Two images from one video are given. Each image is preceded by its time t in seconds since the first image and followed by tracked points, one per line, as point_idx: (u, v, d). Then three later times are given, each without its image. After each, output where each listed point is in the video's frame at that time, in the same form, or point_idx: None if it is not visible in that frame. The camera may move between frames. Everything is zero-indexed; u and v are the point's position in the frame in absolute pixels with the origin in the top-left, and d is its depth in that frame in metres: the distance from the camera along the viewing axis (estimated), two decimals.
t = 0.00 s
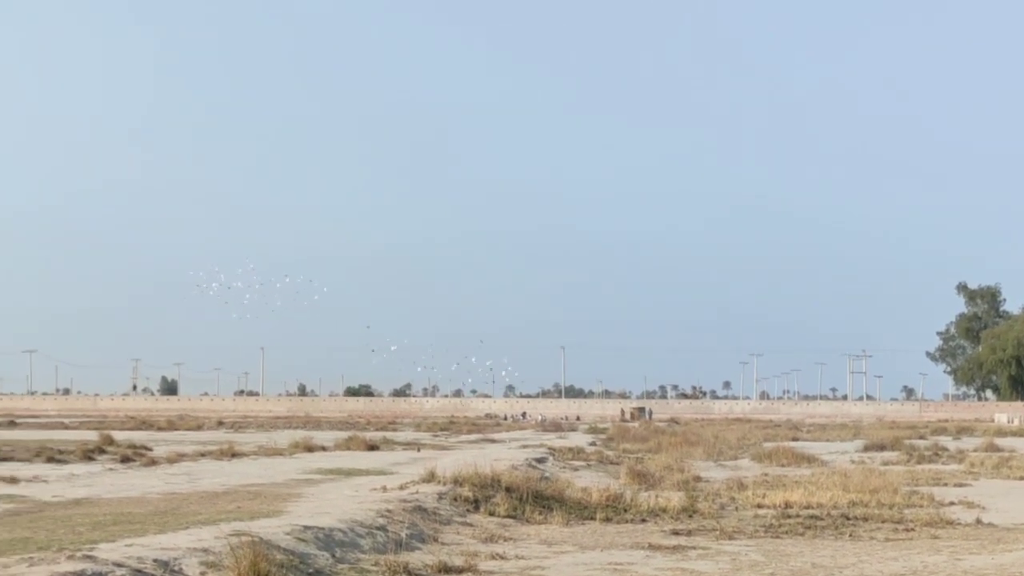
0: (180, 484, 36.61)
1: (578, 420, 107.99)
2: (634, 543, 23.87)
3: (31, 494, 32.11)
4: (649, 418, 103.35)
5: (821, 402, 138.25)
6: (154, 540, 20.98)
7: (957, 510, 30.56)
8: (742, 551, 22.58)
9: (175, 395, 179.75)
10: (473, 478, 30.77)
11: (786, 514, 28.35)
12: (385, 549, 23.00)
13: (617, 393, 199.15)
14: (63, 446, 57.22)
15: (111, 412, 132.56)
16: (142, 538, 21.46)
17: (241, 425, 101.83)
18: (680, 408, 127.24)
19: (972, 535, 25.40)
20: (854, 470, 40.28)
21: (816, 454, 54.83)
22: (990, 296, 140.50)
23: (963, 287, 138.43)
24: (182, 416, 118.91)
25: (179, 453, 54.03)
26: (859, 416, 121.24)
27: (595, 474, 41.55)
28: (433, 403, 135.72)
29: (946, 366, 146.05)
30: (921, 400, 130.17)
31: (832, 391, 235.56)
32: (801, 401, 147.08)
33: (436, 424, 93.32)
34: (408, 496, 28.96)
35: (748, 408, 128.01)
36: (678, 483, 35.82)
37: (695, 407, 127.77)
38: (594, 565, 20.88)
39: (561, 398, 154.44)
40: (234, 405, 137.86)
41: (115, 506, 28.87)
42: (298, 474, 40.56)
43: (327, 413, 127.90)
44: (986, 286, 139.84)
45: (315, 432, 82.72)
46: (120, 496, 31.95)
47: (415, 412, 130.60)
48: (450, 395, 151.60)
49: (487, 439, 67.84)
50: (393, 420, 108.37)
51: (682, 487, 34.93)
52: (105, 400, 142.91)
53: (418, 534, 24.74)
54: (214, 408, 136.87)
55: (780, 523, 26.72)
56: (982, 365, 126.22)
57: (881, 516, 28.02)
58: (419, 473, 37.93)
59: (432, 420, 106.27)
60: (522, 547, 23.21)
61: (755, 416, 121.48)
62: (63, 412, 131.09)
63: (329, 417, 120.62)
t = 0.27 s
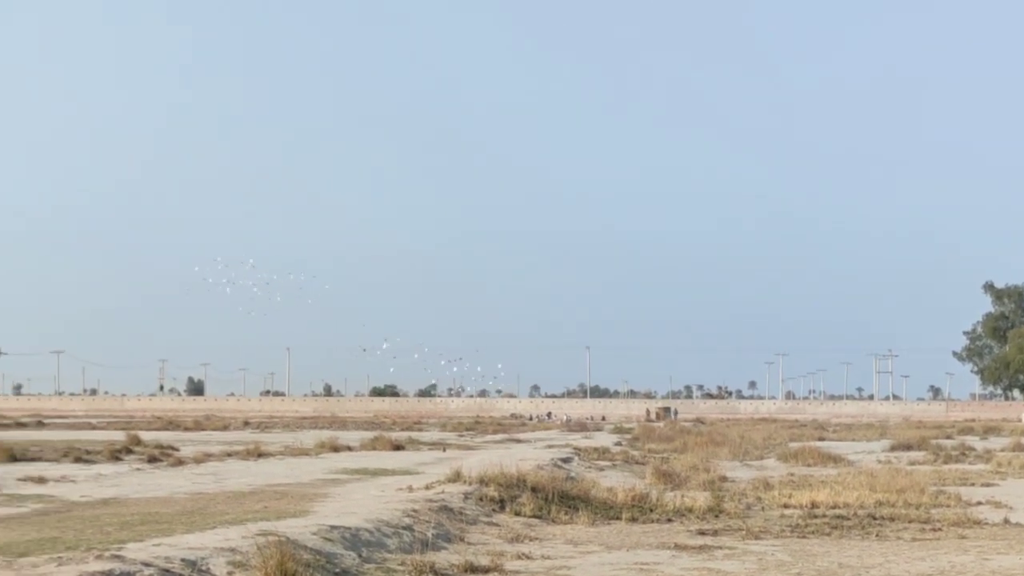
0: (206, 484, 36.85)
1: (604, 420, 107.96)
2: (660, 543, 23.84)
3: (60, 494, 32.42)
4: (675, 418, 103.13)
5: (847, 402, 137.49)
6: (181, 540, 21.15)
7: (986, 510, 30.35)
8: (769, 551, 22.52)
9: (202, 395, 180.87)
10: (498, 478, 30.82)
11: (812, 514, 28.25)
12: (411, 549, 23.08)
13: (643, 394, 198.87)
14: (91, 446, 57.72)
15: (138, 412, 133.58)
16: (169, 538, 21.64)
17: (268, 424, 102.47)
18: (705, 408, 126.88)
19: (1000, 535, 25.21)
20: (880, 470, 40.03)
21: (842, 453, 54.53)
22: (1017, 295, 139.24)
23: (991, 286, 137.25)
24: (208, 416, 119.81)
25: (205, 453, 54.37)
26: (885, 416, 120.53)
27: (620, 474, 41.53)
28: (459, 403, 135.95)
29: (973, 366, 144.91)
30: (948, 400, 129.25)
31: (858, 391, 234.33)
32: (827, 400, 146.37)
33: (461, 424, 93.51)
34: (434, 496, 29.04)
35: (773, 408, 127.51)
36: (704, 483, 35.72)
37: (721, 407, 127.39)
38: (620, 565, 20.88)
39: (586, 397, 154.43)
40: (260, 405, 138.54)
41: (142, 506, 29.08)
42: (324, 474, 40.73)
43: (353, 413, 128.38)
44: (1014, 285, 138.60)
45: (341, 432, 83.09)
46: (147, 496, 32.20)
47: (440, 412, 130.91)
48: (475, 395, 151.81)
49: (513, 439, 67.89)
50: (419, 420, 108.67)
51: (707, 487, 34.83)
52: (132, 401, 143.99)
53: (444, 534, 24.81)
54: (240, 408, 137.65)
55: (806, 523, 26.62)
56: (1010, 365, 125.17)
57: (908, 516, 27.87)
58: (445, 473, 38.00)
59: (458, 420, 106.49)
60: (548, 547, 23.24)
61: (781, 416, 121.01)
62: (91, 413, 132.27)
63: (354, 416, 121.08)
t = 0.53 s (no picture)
0: (231, 482, 37.04)
1: (627, 420, 107.78)
2: (684, 542, 23.79)
3: (85, 493, 32.65)
4: (699, 417, 102.77)
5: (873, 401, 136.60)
6: (206, 539, 21.26)
7: (1013, 509, 30.10)
8: (794, 551, 22.40)
9: (226, 395, 181.59)
10: (522, 477, 30.82)
11: (838, 514, 28.09)
12: (436, 548, 23.11)
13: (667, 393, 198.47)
14: (117, 446, 58.07)
15: (164, 411, 134.41)
16: (194, 537, 21.74)
17: (292, 423, 102.90)
18: (729, 407, 126.32)
19: None
20: (907, 469, 39.77)
21: (867, 452, 54.21)
22: None
23: (1018, 284, 135.98)
24: (233, 416, 120.32)
25: (230, 452, 54.66)
26: (910, 415, 119.72)
27: (645, 474, 41.39)
28: (482, 402, 136.03)
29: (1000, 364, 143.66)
30: (975, 399, 128.20)
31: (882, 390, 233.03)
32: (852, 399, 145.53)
33: (485, 424, 93.50)
34: (458, 495, 29.10)
35: (798, 407, 126.87)
36: (728, 482, 35.60)
37: (745, 406, 126.83)
38: (644, 564, 20.84)
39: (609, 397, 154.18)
40: (285, 404, 138.95)
41: (167, 505, 29.20)
42: (349, 473, 40.85)
43: (377, 412, 128.59)
44: None
45: (365, 431, 83.19)
46: (172, 495, 32.39)
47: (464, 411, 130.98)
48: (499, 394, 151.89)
49: (537, 438, 67.86)
50: (443, 419, 108.76)
51: (732, 486, 34.72)
52: (157, 400, 144.85)
53: (469, 533, 24.84)
54: (264, 407, 138.23)
55: (831, 523, 26.50)
56: None
57: (934, 515, 27.69)
58: (469, 472, 38.04)
59: (482, 420, 106.38)
60: (572, 547, 23.21)
61: (806, 415, 120.42)
62: (117, 412, 133.15)
63: (378, 416, 121.25)
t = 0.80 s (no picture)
0: (254, 480, 37.22)
1: (649, 417, 107.73)
2: (707, 539, 23.80)
3: (109, 491, 32.90)
4: (721, 415, 102.63)
5: (895, 398, 136.02)
6: (230, 536, 21.42)
7: None
8: (816, 547, 22.41)
9: (249, 392, 182.60)
10: (544, 475, 30.90)
11: (860, 511, 28.04)
12: (459, 545, 23.23)
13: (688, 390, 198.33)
14: (142, 443, 58.54)
15: (187, 409, 135.19)
16: (218, 534, 21.92)
17: (315, 420, 103.56)
18: (751, 404, 126.11)
19: None
20: (929, 466, 39.59)
21: (890, 449, 53.97)
22: None
23: None
24: (255, 414, 120.85)
25: (253, 450, 54.89)
26: (933, 412, 119.20)
27: (667, 471, 41.42)
28: (504, 399, 136.19)
29: None
30: (999, 396, 127.48)
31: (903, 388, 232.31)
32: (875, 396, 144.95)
33: (507, 421, 93.61)
34: (480, 492, 29.20)
35: (820, 404, 126.48)
36: (750, 479, 35.55)
37: (766, 403, 126.61)
38: (666, 561, 20.88)
39: (631, 394, 154.23)
40: (307, 402, 139.61)
41: (190, 502, 29.44)
42: (371, 470, 40.99)
43: (399, 410, 129.19)
44: None
45: (387, 428, 83.55)
46: (195, 493, 32.59)
47: (486, 408, 131.26)
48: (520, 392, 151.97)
49: (558, 436, 67.92)
50: (464, 417, 109.07)
51: (754, 483, 34.68)
52: (180, 398, 145.67)
53: (491, 530, 24.94)
54: (287, 405, 138.82)
55: (853, 520, 26.44)
56: None
57: (957, 512, 27.58)
58: (490, 469, 38.12)
59: (504, 417, 106.81)
60: (594, 543, 23.29)
61: (828, 413, 120.02)
62: (140, 410, 134.04)
63: (401, 413, 121.71)
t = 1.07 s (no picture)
0: (278, 477, 37.37)
1: (672, 414, 107.60)
2: (731, 536, 23.75)
3: (133, 488, 33.10)
4: (745, 412, 102.33)
5: (920, 395, 135.21)
6: (254, 533, 21.54)
7: None
8: (840, 545, 22.32)
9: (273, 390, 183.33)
10: (568, 472, 30.92)
11: (884, 508, 27.94)
12: (482, 542, 23.28)
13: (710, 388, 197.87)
14: (166, 441, 58.93)
15: (210, 406, 135.94)
16: (241, 531, 22.03)
17: (339, 417, 103.78)
18: (774, 401, 125.63)
19: None
20: (954, 463, 39.40)
21: (914, 446, 53.69)
22: None
23: None
24: (279, 411, 121.39)
25: (277, 447, 55.15)
26: (958, 408, 118.59)
27: (690, 468, 41.34)
28: (527, 396, 136.24)
29: None
30: None
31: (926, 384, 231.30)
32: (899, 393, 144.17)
33: (530, 418, 93.66)
34: (504, 489, 29.25)
35: (844, 401, 125.93)
36: (775, 476, 35.44)
37: (790, 400, 126.25)
38: (690, 558, 20.85)
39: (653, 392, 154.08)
40: (330, 399, 140.05)
41: (214, 499, 29.60)
42: (395, 468, 41.11)
43: (423, 407, 129.39)
44: None
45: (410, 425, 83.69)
46: (220, 489, 32.78)
47: (509, 406, 131.30)
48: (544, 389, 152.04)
49: (582, 432, 67.90)
50: (487, 415, 109.17)
51: (778, 480, 34.57)
52: (203, 396, 146.42)
53: (515, 527, 24.98)
54: (310, 402, 139.30)
55: (877, 517, 26.35)
56: None
57: (981, 509, 27.44)
58: (514, 466, 38.17)
59: (527, 415, 106.80)
60: (617, 541, 23.29)
61: (852, 409, 119.52)
62: (164, 408, 134.85)
63: (424, 411, 121.95)
